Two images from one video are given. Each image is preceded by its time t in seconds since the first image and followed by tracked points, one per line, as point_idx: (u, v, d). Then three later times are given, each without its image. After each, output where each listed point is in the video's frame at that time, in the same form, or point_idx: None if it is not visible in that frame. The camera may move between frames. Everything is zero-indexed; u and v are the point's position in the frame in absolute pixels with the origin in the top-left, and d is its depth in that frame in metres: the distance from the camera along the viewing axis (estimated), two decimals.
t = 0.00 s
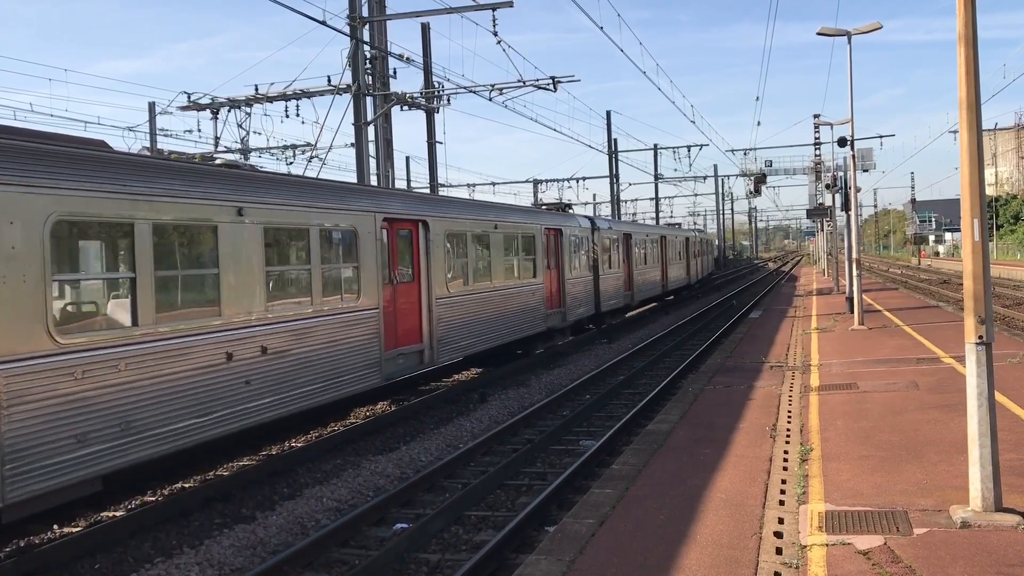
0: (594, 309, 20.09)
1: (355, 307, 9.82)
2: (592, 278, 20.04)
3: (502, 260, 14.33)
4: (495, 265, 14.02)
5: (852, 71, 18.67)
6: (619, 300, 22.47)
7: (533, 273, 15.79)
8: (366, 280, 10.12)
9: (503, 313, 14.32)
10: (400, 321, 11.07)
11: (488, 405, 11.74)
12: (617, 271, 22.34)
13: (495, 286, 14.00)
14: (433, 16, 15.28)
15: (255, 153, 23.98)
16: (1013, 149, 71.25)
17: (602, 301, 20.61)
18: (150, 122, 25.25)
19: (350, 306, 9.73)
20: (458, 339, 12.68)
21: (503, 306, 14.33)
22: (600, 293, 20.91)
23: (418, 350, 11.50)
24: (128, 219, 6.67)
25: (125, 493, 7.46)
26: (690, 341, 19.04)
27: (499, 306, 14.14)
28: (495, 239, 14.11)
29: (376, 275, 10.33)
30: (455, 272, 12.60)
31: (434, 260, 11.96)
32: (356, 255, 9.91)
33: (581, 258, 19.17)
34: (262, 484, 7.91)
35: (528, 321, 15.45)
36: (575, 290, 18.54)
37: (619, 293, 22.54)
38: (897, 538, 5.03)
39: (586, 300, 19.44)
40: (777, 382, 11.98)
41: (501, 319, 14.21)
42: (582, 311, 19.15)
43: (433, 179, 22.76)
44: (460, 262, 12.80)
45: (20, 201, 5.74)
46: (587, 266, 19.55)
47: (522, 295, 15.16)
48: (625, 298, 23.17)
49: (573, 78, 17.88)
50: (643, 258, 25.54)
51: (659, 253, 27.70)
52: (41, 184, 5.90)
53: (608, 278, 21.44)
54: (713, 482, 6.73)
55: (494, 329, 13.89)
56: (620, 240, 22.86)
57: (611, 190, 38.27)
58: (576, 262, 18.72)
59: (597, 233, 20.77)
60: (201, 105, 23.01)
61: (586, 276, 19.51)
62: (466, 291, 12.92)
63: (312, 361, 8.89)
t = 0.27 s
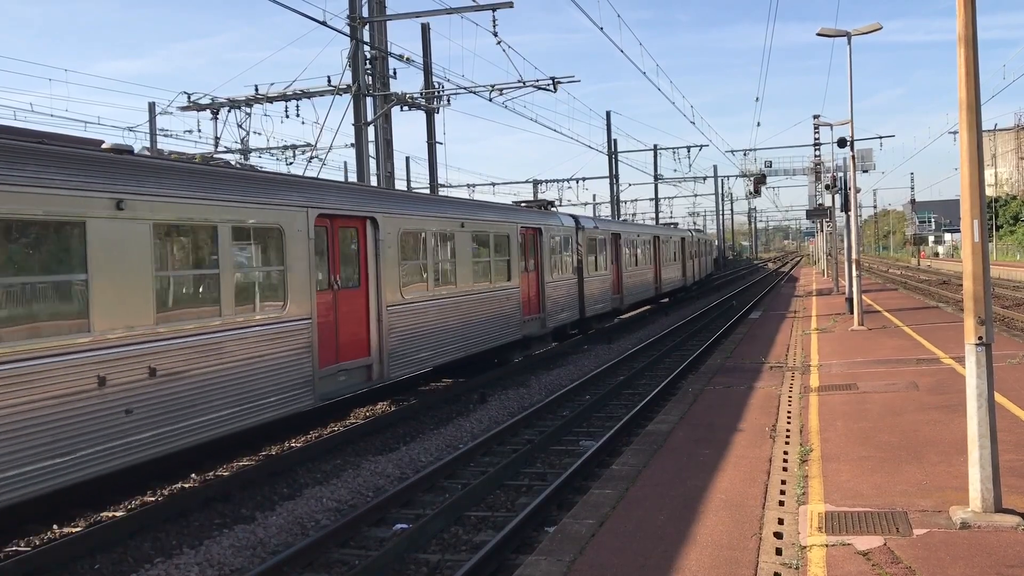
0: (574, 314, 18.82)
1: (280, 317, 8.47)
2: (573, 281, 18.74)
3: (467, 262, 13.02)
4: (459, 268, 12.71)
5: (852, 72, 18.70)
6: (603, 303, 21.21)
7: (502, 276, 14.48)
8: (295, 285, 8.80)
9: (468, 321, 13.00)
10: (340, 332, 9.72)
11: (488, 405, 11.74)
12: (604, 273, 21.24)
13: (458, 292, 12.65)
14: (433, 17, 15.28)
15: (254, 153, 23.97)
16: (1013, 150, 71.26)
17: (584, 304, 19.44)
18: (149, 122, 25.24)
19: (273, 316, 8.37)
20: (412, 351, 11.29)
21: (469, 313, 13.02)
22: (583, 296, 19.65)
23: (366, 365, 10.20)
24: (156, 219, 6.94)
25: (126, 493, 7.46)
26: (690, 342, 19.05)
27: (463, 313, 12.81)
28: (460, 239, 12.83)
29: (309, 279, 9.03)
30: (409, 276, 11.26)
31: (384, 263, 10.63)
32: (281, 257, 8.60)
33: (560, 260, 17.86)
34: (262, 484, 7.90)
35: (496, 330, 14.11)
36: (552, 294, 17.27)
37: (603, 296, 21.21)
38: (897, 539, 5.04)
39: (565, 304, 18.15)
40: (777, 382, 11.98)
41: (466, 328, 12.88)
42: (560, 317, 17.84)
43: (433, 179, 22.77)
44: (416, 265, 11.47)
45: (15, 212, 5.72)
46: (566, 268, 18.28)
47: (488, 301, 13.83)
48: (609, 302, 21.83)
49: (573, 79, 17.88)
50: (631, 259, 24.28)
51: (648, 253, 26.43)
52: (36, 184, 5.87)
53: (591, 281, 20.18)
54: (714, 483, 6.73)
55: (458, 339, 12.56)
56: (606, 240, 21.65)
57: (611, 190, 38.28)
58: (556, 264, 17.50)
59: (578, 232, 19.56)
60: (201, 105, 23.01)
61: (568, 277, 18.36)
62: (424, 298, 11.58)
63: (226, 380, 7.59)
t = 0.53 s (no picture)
0: (557, 319, 17.49)
1: (181, 329, 7.12)
2: (556, 284, 17.45)
3: (428, 264, 11.63)
4: (420, 269, 11.36)
5: (853, 72, 18.68)
6: (590, 307, 19.94)
7: (472, 279, 13.15)
8: (198, 287, 7.37)
9: (432, 330, 11.61)
10: (266, 347, 8.37)
11: (489, 405, 11.73)
12: (599, 274, 20.61)
13: (416, 299, 11.23)
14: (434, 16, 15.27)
15: (255, 152, 23.96)
16: (1014, 149, 71.20)
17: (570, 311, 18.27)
18: (150, 121, 25.24)
19: (167, 329, 6.97)
20: (361, 365, 9.87)
21: (432, 321, 11.65)
22: (567, 300, 18.34)
23: (296, 384, 8.74)
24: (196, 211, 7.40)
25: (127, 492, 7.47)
26: (691, 341, 19.03)
27: (425, 321, 11.42)
28: (419, 237, 11.44)
29: (217, 283, 7.58)
30: (357, 281, 9.90)
31: (323, 267, 9.24)
32: (182, 257, 7.22)
33: (541, 261, 16.59)
34: (262, 484, 7.90)
35: (465, 338, 12.75)
36: (533, 298, 16.03)
37: (591, 298, 20.01)
38: (899, 539, 5.03)
39: (546, 308, 16.83)
40: (778, 382, 11.97)
41: (428, 338, 11.46)
42: (541, 323, 16.50)
43: (434, 178, 22.76)
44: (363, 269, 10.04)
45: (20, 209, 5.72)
46: (548, 270, 16.99)
47: (455, 307, 12.46)
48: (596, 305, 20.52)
49: (574, 78, 17.86)
50: (620, 260, 22.99)
51: (639, 253, 25.12)
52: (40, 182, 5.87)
53: (575, 282, 18.95)
54: (715, 483, 6.72)
55: (419, 350, 11.18)
56: (592, 239, 20.42)
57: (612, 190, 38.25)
58: (535, 266, 16.25)
59: (562, 231, 18.33)
60: (202, 105, 23.01)
61: (549, 280, 17.09)
62: (375, 306, 10.20)
63: (111, 406, 6.31)
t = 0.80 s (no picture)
0: (538, 324, 15.97)
1: (33, 347, 5.67)
2: (537, 286, 15.94)
3: (374, 266, 10.04)
4: (366, 269, 9.82)
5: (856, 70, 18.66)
6: (575, 310, 18.39)
7: (432, 281, 11.66)
8: (58, 295, 5.89)
9: (380, 341, 10.05)
10: (162, 363, 6.84)
11: (491, 403, 11.74)
12: (602, 272, 20.60)
13: (358, 305, 9.63)
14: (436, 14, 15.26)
15: (257, 151, 23.93)
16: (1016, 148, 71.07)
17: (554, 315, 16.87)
18: (153, 120, 25.23)
19: (15, 349, 5.54)
20: (296, 381, 8.43)
21: (380, 331, 10.07)
22: (548, 302, 16.79)
23: (205, 407, 7.26)
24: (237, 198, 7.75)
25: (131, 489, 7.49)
26: (693, 340, 19.02)
27: (371, 332, 9.85)
28: (364, 234, 9.88)
29: (87, 288, 6.10)
30: (282, 285, 8.32)
31: (237, 268, 7.70)
32: (34, 255, 5.75)
33: (518, 261, 15.01)
34: (265, 482, 7.90)
35: (423, 348, 11.19)
36: (506, 301, 14.45)
37: (576, 301, 18.43)
38: (901, 538, 5.03)
39: (523, 313, 15.27)
40: (780, 381, 11.95)
41: (374, 350, 9.88)
42: (516, 328, 14.92)
43: (436, 177, 22.76)
44: (282, 272, 8.34)
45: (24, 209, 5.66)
46: (526, 271, 15.43)
47: (410, 315, 10.90)
48: (581, 309, 18.94)
49: (576, 76, 17.85)
50: (609, 260, 21.44)
51: (631, 252, 23.52)
52: (44, 182, 5.81)
53: (559, 283, 17.37)
54: (717, 482, 6.73)
55: (363, 364, 9.64)
56: (579, 237, 18.95)
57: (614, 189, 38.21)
58: (511, 266, 14.70)
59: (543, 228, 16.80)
60: (205, 104, 23.00)
61: (530, 280, 15.56)
62: (307, 316, 8.62)
63: None
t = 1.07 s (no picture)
0: (515, 329, 14.31)
1: None
2: (513, 290, 14.28)
3: (306, 267, 8.47)
4: (293, 271, 8.28)
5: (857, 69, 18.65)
6: (558, 314, 16.72)
7: (387, 284, 10.15)
8: None
9: (315, 355, 8.50)
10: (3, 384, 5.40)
11: (493, 402, 11.73)
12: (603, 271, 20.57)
13: (283, 314, 8.09)
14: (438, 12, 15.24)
15: (258, 149, 23.91)
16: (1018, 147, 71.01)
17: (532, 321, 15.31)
18: (155, 118, 25.22)
19: None
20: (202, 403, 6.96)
21: (316, 344, 8.55)
22: (527, 307, 15.14)
23: (67, 441, 5.80)
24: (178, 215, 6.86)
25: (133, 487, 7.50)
26: (694, 339, 19.00)
27: (302, 344, 8.32)
28: (293, 230, 8.33)
29: None
30: (184, 289, 6.90)
31: (114, 269, 6.21)
32: None
33: (491, 261, 13.36)
34: (266, 480, 7.91)
35: (372, 361, 9.66)
36: (478, 306, 12.83)
37: (559, 304, 16.77)
38: (901, 537, 5.03)
39: (498, 318, 13.62)
40: (780, 380, 11.93)
41: (306, 367, 8.34)
42: (491, 335, 13.34)
43: (437, 175, 22.75)
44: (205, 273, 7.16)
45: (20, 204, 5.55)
46: (501, 272, 13.77)
47: (356, 323, 9.35)
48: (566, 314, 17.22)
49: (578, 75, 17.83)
50: (597, 259, 19.81)
51: (619, 252, 21.77)
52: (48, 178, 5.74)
53: (539, 286, 15.70)
54: (717, 481, 6.73)
55: (292, 382, 8.15)
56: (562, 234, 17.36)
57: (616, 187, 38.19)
58: (484, 266, 13.10)
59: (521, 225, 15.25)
60: (206, 101, 22.99)
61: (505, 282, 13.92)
62: (213, 330, 7.14)
63: None
